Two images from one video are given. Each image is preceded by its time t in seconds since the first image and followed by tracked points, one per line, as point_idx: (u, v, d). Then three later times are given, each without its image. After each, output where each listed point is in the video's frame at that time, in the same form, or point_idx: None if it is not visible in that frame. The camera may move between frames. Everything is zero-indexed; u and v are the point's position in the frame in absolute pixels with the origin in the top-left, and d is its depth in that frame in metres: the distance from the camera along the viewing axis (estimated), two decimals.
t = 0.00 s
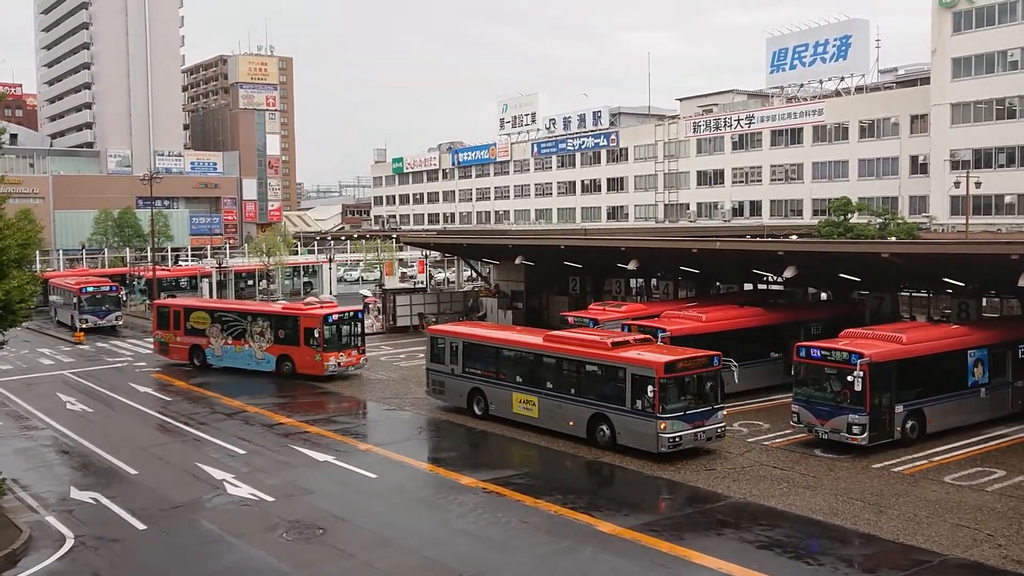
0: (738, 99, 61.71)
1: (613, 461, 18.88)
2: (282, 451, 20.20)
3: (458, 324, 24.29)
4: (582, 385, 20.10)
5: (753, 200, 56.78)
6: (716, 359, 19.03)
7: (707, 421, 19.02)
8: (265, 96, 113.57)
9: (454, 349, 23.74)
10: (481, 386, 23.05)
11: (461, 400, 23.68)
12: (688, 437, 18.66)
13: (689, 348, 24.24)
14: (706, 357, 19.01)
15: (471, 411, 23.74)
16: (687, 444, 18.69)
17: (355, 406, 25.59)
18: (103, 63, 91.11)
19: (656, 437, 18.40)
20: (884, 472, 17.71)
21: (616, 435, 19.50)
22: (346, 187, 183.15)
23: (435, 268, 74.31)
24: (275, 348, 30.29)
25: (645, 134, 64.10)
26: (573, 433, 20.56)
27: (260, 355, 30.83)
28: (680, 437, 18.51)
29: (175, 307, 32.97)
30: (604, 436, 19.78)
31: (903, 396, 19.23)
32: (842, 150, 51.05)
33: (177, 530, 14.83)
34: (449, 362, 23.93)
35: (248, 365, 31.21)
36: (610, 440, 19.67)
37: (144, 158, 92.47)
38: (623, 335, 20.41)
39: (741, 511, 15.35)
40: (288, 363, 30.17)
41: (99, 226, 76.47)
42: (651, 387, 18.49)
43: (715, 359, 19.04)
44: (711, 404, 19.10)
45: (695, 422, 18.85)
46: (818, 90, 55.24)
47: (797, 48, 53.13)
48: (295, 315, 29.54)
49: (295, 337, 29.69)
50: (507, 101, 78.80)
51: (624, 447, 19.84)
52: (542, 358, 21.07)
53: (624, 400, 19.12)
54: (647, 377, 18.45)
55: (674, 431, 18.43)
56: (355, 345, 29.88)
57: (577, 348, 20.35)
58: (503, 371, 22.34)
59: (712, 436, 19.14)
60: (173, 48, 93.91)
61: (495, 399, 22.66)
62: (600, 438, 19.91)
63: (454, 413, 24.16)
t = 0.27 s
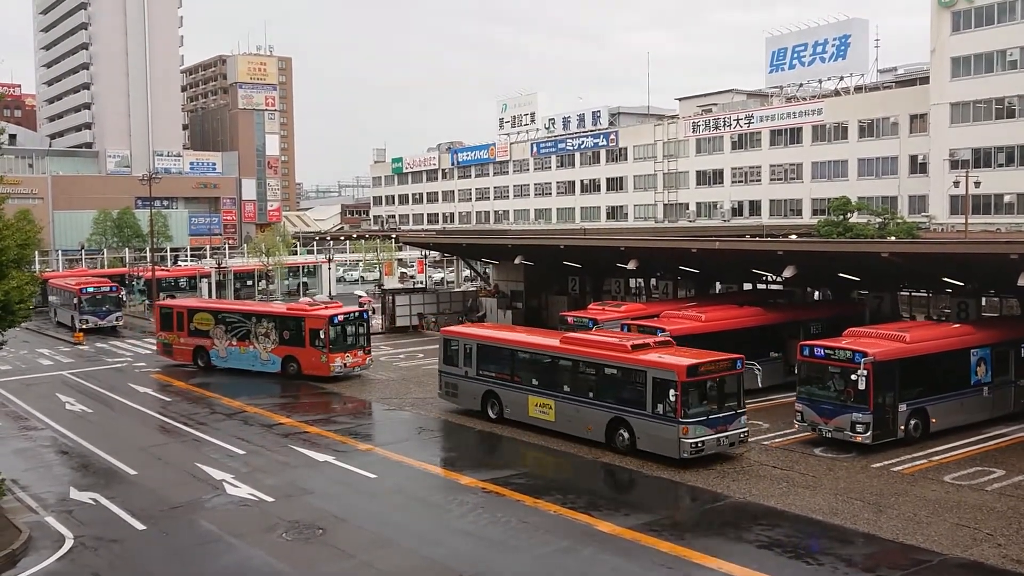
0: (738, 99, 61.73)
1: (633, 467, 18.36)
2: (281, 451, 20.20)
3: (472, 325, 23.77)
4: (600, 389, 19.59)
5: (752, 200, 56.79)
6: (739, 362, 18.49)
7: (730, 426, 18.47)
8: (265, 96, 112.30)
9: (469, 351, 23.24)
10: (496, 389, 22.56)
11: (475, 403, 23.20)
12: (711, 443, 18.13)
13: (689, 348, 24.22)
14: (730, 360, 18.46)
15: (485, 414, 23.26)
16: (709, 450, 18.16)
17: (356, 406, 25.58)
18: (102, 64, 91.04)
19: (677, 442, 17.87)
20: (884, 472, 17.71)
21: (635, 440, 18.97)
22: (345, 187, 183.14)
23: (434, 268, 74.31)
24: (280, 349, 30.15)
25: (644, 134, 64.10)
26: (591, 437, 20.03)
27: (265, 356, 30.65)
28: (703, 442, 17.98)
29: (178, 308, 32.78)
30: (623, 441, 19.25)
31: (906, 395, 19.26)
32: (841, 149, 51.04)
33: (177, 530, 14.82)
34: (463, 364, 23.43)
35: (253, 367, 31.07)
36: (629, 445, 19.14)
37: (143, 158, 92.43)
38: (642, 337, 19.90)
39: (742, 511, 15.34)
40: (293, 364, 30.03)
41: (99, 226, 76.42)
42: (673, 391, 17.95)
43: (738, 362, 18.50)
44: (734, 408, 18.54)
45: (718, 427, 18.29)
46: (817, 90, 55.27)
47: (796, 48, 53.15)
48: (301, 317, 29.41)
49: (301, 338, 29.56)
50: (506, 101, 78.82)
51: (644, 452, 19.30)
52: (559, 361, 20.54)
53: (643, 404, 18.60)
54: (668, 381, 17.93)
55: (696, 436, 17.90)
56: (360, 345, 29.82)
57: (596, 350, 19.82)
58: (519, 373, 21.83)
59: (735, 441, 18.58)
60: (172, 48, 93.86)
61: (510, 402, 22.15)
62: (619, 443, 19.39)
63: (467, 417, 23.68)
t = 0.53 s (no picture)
0: (737, 98, 61.73)
1: (654, 473, 17.83)
2: (281, 451, 20.21)
3: (487, 327, 23.26)
4: (619, 392, 19.06)
5: (752, 199, 56.80)
6: (763, 365, 17.94)
7: (754, 431, 17.91)
8: (264, 96, 112.17)
9: (483, 353, 22.72)
10: (511, 392, 22.06)
11: (490, 405, 22.70)
12: (735, 448, 17.59)
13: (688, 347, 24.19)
14: (753, 363, 17.90)
15: (500, 417, 22.76)
16: (733, 455, 17.60)
17: (356, 405, 25.58)
18: (102, 64, 91.03)
19: (700, 447, 17.32)
20: (884, 471, 17.72)
21: (656, 444, 18.44)
22: (345, 187, 183.21)
23: (434, 267, 74.34)
24: (287, 349, 30.04)
25: (644, 133, 64.11)
26: (610, 442, 19.50)
27: (270, 357, 30.55)
28: (727, 447, 17.41)
29: (183, 309, 32.63)
30: (644, 445, 18.72)
31: (910, 393, 19.29)
32: (841, 149, 51.04)
33: (177, 530, 14.83)
34: (477, 366, 22.93)
35: (258, 367, 30.96)
36: (650, 450, 18.59)
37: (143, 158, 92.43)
38: (662, 339, 19.37)
39: (742, 511, 15.33)
40: (300, 365, 29.92)
41: (99, 226, 76.42)
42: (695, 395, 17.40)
43: (762, 365, 17.94)
44: (758, 412, 17.97)
45: (741, 432, 17.74)
46: (817, 89, 55.28)
47: (795, 47, 53.17)
48: (307, 317, 29.28)
49: (307, 338, 29.45)
50: (506, 101, 78.85)
51: (666, 457, 18.76)
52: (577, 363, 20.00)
53: (665, 408, 18.06)
54: (691, 384, 17.38)
55: (720, 441, 17.34)
56: (367, 346, 29.72)
57: (615, 352, 19.29)
58: (536, 376, 21.32)
59: (759, 446, 18.03)
60: (172, 48, 93.86)
61: (526, 405, 21.65)
62: (639, 448, 18.86)
63: (482, 419, 23.18)
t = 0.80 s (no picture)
0: (738, 98, 61.73)
1: (676, 480, 17.29)
2: (282, 451, 20.23)
3: (502, 328, 22.80)
4: (639, 397, 18.56)
5: (752, 200, 56.82)
6: (788, 369, 17.42)
7: (778, 438, 17.36)
8: (264, 97, 112.74)
9: (499, 355, 22.26)
10: (528, 395, 21.56)
11: (505, 409, 22.21)
12: (759, 456, 17.04)
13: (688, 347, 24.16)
14: (778, 368, 17.38)
15: (515, 421, 22.26)
16: (756, 463, 17.06)
17: (357, 406, 25.57)
18: (103, 65, 91.07)
19: (722, 455, 16.79)
20: (884, 471, 17.70)
21: (677, 451, 17.91)
22: (346, 187, 183.25)
23: (434, 268, 74.38)
24: (293, 350, 30.00)
25: (644, 133, 64.11)
26: (629, 448, 18.98)
27: (276, 358, 30.50)
28: (751, 455, 16.88)
29: (188, 310, 32.50)
30: (663, 452, 18.18)
31: (912, 393, 19.30)
32: (842, 149, 51.04)
33: (178, 530, 14.85)
34: (492, 368, 22.46)
35: (265, 369, 30.89)
36: (670, 457, 18.07)
37: (143, 158, 92.44)
38: (683, 343, 18.87)
39: (743, 511, 15.33)
40: (306, 366, 29.88)
41: (99, 226, 76.46)
42: (719, 401, 16.88)
43: (786, 370, 17.42)
44: (783, 419, 17.43)
45: (766, 439, 17.19)
46: (817, 90, 55.31)
47: (796, 47, 53.16)
48: (313, 318, 29.23)
49: (314, 339, 29.41)
50: (506, 101, 78.89)
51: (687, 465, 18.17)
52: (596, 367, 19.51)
53: (686, 414, 17.54)
54: (714, 390, 16.87)
55: (743, 449, 16.80)
56: (373, 346, 29.67)
57: (635, 356, 18.79)
58: (553, 380, 20.82)
59: (784, 454, 17.46)
60: (172, 49, 93.86)
61: (543, 410, 21.14)
62: (660, 455, 18.32)
63: (497, 423, 22.67)
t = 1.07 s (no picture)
0: (738, 99, 61.71)
1: (683, 485, 17.11)
2: (282, 452, 20.24)
3: (520, 332, 22.44)
4: (659, 404, 18.06)
5: (753, 201, 56.79)
6: (813, 376, 16.86)
7: (804, 446, 16.79)
8: (265, 98, 113.77)
9: (516, 359, 21.89)
10: (545, 400, 21.13)
11: (523, 414, 21.78)
12: (784, 464, 16.47)
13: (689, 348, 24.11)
14: (803, 374, 16.83)
15: (533, 426, 21.81)
16: (781, 472, 16.51)
17: (358, 407, 25.55)
18: (103, 66, 91.13)
19: (746, 464, 16.27)
20: (885, 472, 17.68)
21: (699, 459, 17.37)
22: (347, 189, 183.41)
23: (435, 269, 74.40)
24: (300, 352, 29.92)
25: (645, 134, 64.10)
26: (649, 455, 18.46)
27: (283, 359, 30.41)
28: (775, 463, 16.33)
29: (193, 311, 32.32)
30: (685, 460, 17.67)
31: (914, 394, 19.29)
32: (843, 150, 51.01)
33: (179, 531, 14.85)
34: (510, 372, 22.09)
35: (270, 370, 30.80)
36: (691, 465, 17.56)
37: (144, 160, 92.39)
38: (705, 348, 18.36)
39: (744, 512, 15.30)
40: (313, 367, 29.81)
41: (100, 228, 76.50)
42: (742, 408, 16.36)
43: (812, 377, 16.87)
44: (808, 426, 16.87)
45: (791, 447, 16.63)
46: (817, 91, 55.31)
47: (797, 48, 53.14)
48: (320, 318, 29.16)
49: (320, 341, 29.34)
50: (507, 102, 78.92)
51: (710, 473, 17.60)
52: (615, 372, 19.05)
53: (708, 421, 17.02)
54: (738, 397, 16.35)
55: (768, 458, 16.25)
56: (380, 347, 29.63)
57: (655, 361, 18.30)
58: (571, 385, 20.35)
59: (809, 463, 16.89)
60: (172, 50, 93.88)
61: (561, 415, 20.70)
62: (681, 462, 17.81)
63: (514, 428, 22.25)
